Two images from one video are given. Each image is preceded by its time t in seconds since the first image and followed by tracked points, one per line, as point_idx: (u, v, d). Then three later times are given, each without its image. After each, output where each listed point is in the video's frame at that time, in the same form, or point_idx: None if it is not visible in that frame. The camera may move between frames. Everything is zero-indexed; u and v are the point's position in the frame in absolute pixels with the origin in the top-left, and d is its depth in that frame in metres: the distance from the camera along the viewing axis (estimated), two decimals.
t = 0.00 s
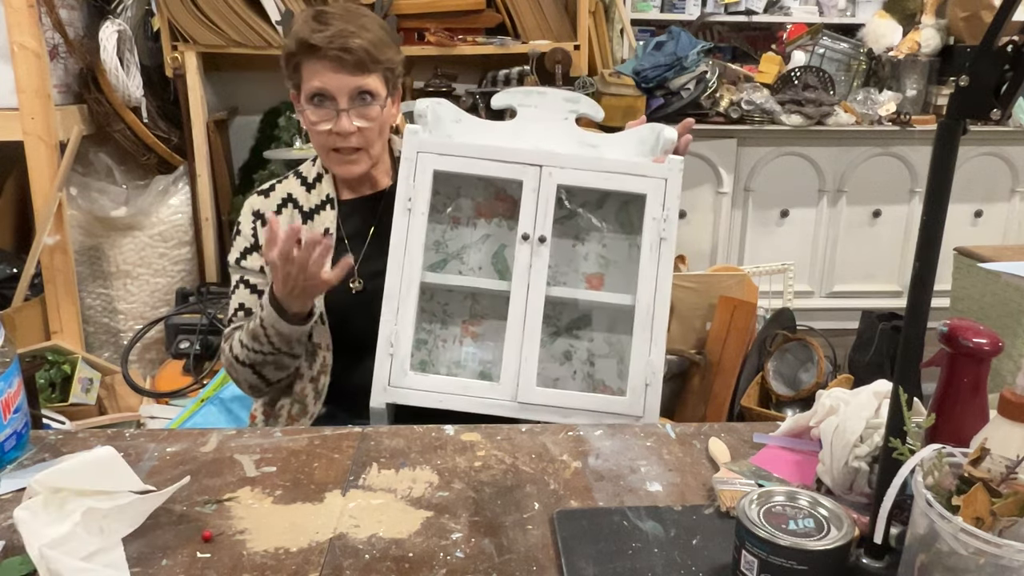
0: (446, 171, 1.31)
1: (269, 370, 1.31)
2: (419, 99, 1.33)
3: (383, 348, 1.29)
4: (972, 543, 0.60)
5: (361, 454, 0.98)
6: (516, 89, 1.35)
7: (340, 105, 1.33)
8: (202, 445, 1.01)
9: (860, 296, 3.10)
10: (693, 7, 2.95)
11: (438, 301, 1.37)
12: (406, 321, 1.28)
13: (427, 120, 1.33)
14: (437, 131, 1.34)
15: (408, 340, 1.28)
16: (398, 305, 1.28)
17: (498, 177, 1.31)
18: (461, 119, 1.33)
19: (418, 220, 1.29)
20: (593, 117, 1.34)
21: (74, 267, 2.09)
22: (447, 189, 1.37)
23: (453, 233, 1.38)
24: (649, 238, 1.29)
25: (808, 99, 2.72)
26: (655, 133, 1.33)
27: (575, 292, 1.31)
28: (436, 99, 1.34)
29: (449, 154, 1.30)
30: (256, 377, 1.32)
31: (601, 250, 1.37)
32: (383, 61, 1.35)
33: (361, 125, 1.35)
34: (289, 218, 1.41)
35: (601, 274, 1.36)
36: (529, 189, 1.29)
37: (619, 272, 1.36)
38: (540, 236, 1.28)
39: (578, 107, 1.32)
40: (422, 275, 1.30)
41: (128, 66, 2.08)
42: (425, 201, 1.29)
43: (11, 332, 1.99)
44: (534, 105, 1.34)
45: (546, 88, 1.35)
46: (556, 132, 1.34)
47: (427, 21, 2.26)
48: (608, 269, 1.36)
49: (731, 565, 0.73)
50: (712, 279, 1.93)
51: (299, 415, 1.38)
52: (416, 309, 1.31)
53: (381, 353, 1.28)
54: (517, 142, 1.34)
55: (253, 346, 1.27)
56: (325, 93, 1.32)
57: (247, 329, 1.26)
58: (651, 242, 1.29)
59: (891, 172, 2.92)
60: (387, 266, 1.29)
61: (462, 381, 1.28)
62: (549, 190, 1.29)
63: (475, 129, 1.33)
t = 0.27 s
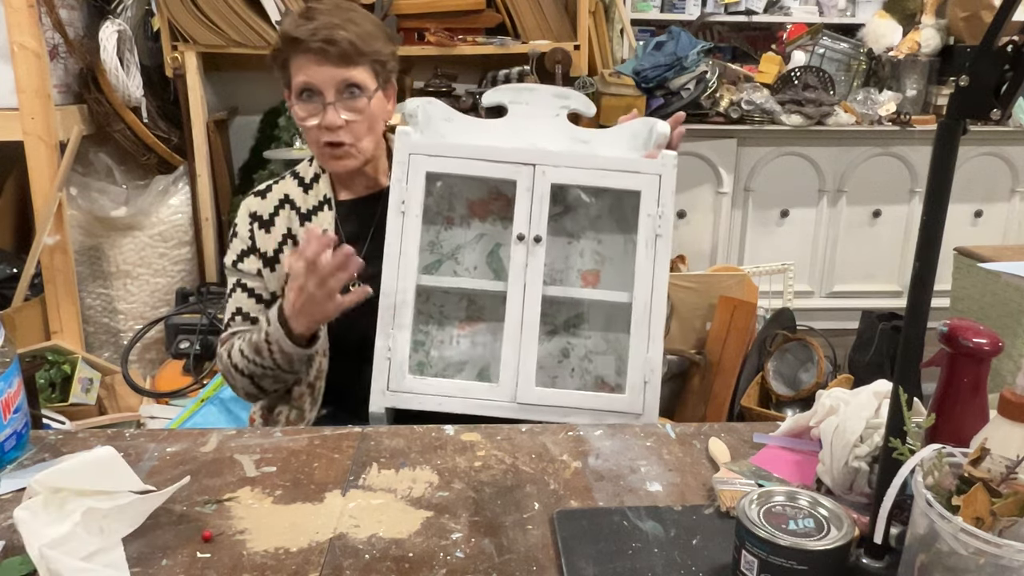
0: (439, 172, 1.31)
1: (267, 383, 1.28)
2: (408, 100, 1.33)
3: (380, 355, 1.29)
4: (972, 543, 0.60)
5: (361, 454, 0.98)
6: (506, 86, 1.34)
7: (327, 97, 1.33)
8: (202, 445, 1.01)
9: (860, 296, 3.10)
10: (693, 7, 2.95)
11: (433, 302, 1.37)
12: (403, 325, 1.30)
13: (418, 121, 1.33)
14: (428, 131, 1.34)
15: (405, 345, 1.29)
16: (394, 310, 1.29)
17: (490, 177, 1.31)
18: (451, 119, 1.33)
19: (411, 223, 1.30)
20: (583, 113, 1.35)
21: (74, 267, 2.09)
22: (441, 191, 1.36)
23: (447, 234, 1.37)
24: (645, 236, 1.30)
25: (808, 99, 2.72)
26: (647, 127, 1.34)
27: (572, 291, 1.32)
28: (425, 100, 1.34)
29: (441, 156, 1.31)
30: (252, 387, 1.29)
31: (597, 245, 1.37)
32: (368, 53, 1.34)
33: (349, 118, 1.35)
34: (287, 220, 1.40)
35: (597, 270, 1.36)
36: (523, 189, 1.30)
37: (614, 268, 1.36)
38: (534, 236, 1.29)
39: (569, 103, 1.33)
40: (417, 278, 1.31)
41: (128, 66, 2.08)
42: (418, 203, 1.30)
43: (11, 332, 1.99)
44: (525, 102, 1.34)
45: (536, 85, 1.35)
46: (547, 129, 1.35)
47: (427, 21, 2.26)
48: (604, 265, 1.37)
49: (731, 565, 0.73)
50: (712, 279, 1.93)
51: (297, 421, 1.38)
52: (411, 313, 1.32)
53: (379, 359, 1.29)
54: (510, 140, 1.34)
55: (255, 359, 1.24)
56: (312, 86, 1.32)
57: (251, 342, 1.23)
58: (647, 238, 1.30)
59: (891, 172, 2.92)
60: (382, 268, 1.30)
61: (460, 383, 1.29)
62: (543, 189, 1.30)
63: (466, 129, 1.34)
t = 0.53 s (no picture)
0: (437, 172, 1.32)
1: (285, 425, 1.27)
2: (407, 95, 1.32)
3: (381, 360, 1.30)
4: (972, 543, 0.60)
5: (361, 454, 0.98)
6: (503, 81, 1.34)
7: (311, 107, 1.32)
8: (202, 445, 1.01)
9: (860, 295, 3.10)
10: (693, 7, 2.95)
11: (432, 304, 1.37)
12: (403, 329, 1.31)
13: (415, 118, 1.33)
14: (426, 128, 1.34)
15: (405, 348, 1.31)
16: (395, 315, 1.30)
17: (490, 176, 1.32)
18: (449, 115, 1.33)
19: (411, 224, 1.30)
20: (583, 107, 1.35)
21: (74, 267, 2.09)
22: (439, 188, 1.37)
23: (445, 233, 1.38)
24: (646, 235, 1.31)
25: (808, 99, 2.72)
26: (647, 121, 1.33)
27: (573, 292, 1.34)
28: (422, 95, 1.33)
29: (440, 157, 1.31)
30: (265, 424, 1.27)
31: (598, 240, 1.38)
32: (354, 59, 1.33)
33: (335, 127, 1.33)
34: (283, 234, 1.39)
35: (597, 268, 1.38)
36: (523, 188, 1.31)
37: (615, 265, 1.37)
38: (535, 237, 1.31)
39: (568, 98, 1.33)
40: (418, 279, 1.32)
41: (128, 66, 2.08)
42: (417, 205, 1.31)
43: (11, 332, 1.99)
44: (523, 96, 1.34)
45: (534, 79, 1.34)
46: (547, 125, 1.35)
47: (427, 21, 2.26)
48: (604, 262, 1.38)
49: (731, 565, 0.73)
50: (711, 279, 1.93)
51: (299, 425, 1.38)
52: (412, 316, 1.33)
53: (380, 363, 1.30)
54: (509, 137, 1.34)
55: (283, 411, 1.21)
56: (296, 96, 1.31)
57: (284, 395, 1.19)
58: (649, 238, 1.31)
59: (891, 172, 2.92)
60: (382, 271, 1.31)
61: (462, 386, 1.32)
62: (543, 189, 1.31)
63: (464, 126, 1.34)
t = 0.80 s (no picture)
0: (443, 171, 1.31)
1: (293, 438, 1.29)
2: (410, 89, 1.31)
3: (385, 357, 1.32)
4: (972, 543, 0.60)
5: (361, 454, 0.98)
6: (510, 77, 1.35)
7: (309, 113, 1.31)
8: (202, 445, 1.01)
9: (861, 295, 3.10)
10: (693, 7, 2.94)
11: (437, 301, 1.41)
12: (407, 331, 1.32)
13: (419, 112, 1.32)
14: (431, 122, 1.35)
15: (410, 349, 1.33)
16: (398, 315, 1.32)
17: (497, 176, 1.32)
18: (454, 110, 1.34)
19: (415, 224, 1.31)
20: (590, 103, 1.36)
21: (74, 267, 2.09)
22: (443, 184, 1.37)
23: (448, 230, 1.41)
24: (653, 240, 1.32)
25: (808, 99, 2.72)
26: (655, 121, 1.35)
27: (576, 294, 1.37)
28: (426, 88, 1.32)
29: (446, 154, 1.30)
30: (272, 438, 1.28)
31: (599, 243, 1.43)
32: (349, 61, 1.32)
33: (334, 132, 1.33)
34: (281, 248, 1.38)
35: (600, 268, 1.42)
36: (531, 189, 1.32)
37: (617, 266, 1.42)
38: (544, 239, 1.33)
39: (575, 95, 1.34)
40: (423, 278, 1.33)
41: (128, 66, 2.08)
42: (423, 204, 1.31)
43: (11, 332, 1.99)
44: (529, 92, 1.36)
45: (541, 74, 1.36)
46: (552, 120, 1.37)
47: (427, 21, 2.26)
48: (607, 262, 1.42)
49: (731, 565, 0.73)
50: (711, 279, 1.93)
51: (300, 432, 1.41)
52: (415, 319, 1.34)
53: (384, 360, 1.32)
54: (515, 131, 1.37)
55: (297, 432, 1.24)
56: (291, 102, 1.30)
57: (301, 419, 1.22)
58: (656, 243, 1.32)
59: (891, 172, 2.92)
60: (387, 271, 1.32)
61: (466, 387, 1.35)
62: (550, 191, 1.32)
63: (468, 122, 1.36)
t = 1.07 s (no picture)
0: (446, 172, 1.32)
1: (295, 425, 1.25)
2: (414, 86, 1.31)
3: (385, 359, 1.33)
4: (971, 543, 0.60)
5: (361, 454, 0.98)
6: (515, 74, 1.33)
7: (310, 113, 1.31)
8: (202, 445, 1.01)
9: (861, 295, 3.10)
10: (693, 7, 2.95)
11: (438, 302, 1.42)
12: (408, 332, 1.33)
13: (422, 110, 1.32)
14: (433, 120, 1.34)
15: (410, 351, 1.33)
16: (399, 316, 1.32)
17: (498, 176, 1.32)
18: (456, 107, 1.33)
19: (417, 225, 1.31)
20: (594, 103, 1.35)
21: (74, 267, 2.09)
22: (445, 186, 1.37)
23: (450, 229, 1.41)
24: (657, 246, 1.33)
25: (808, 99, 2.72)
26: (661, 121, 1.33)
27: (577, 297, 1.38)
28: (429, 85, 1.32)
29: (449, 156, 1.31)
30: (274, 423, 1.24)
31: (602, 246, 1.43)
32: (350, 60, 1.32)
33: (336, 132, 1.33)
34: (290, 237, 1.37)
35: (602, 269, 1.43)
36: (533, 191, 1.33)
37: (619, 268, 1.42)
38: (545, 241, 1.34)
39: (579, 94, 1.33)
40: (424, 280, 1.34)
41: (128, 65, 2.08)
42: (424, 205, 1.31)
43: (11, 332, 1.99)
44: (533, 90, 1.34)
45: (545, 72, 1.34)
46: (556, 120, 1.35)
47: (427, 21, 2.26)
48: (609, 263, 1.43)
49: (731, 565, 0.73)
50: (711, 279, 1.93)
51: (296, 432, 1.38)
52: (416, 319, 1.35)
53: (384, 363, 1.33)
54: (517, 131, 1.36)
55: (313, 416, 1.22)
56: (293, 102, 1.30)
57: (324, 400, 1.21)
58: (659, 248, 1.33)
59: (891, 172, 2.92)
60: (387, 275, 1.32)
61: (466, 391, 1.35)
62: (553, 194, 1.32)
63: (471, 120, 1.34)
